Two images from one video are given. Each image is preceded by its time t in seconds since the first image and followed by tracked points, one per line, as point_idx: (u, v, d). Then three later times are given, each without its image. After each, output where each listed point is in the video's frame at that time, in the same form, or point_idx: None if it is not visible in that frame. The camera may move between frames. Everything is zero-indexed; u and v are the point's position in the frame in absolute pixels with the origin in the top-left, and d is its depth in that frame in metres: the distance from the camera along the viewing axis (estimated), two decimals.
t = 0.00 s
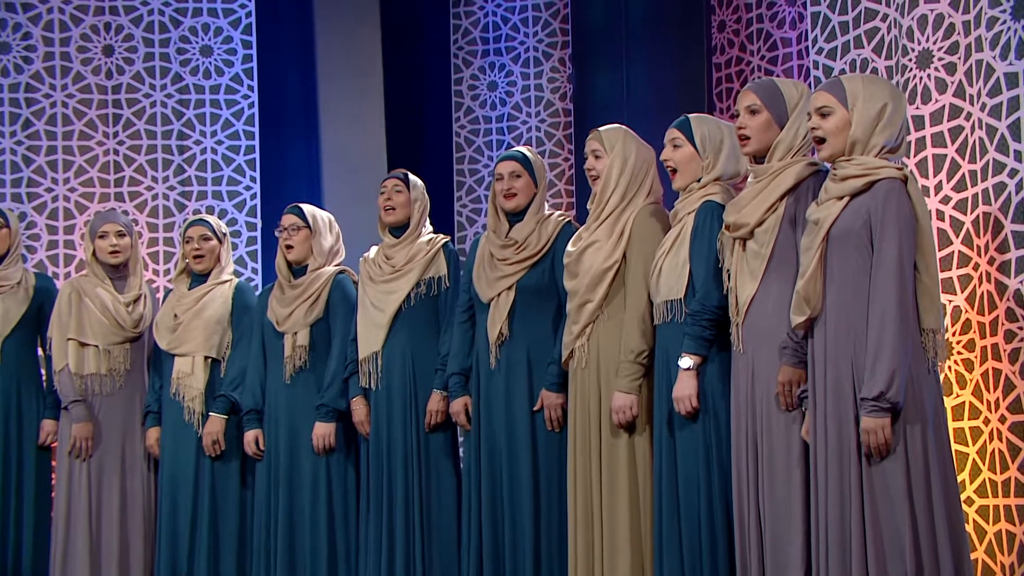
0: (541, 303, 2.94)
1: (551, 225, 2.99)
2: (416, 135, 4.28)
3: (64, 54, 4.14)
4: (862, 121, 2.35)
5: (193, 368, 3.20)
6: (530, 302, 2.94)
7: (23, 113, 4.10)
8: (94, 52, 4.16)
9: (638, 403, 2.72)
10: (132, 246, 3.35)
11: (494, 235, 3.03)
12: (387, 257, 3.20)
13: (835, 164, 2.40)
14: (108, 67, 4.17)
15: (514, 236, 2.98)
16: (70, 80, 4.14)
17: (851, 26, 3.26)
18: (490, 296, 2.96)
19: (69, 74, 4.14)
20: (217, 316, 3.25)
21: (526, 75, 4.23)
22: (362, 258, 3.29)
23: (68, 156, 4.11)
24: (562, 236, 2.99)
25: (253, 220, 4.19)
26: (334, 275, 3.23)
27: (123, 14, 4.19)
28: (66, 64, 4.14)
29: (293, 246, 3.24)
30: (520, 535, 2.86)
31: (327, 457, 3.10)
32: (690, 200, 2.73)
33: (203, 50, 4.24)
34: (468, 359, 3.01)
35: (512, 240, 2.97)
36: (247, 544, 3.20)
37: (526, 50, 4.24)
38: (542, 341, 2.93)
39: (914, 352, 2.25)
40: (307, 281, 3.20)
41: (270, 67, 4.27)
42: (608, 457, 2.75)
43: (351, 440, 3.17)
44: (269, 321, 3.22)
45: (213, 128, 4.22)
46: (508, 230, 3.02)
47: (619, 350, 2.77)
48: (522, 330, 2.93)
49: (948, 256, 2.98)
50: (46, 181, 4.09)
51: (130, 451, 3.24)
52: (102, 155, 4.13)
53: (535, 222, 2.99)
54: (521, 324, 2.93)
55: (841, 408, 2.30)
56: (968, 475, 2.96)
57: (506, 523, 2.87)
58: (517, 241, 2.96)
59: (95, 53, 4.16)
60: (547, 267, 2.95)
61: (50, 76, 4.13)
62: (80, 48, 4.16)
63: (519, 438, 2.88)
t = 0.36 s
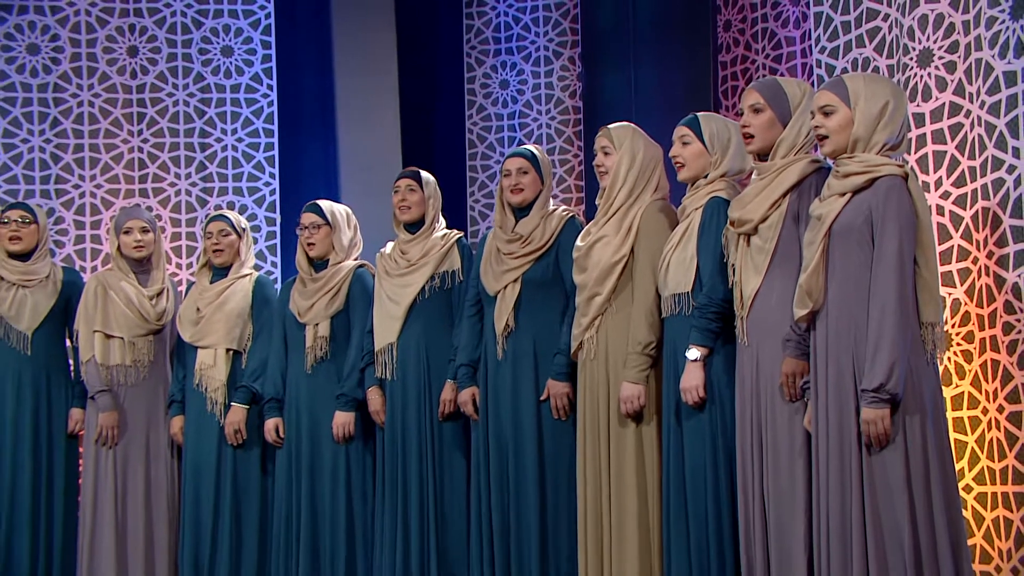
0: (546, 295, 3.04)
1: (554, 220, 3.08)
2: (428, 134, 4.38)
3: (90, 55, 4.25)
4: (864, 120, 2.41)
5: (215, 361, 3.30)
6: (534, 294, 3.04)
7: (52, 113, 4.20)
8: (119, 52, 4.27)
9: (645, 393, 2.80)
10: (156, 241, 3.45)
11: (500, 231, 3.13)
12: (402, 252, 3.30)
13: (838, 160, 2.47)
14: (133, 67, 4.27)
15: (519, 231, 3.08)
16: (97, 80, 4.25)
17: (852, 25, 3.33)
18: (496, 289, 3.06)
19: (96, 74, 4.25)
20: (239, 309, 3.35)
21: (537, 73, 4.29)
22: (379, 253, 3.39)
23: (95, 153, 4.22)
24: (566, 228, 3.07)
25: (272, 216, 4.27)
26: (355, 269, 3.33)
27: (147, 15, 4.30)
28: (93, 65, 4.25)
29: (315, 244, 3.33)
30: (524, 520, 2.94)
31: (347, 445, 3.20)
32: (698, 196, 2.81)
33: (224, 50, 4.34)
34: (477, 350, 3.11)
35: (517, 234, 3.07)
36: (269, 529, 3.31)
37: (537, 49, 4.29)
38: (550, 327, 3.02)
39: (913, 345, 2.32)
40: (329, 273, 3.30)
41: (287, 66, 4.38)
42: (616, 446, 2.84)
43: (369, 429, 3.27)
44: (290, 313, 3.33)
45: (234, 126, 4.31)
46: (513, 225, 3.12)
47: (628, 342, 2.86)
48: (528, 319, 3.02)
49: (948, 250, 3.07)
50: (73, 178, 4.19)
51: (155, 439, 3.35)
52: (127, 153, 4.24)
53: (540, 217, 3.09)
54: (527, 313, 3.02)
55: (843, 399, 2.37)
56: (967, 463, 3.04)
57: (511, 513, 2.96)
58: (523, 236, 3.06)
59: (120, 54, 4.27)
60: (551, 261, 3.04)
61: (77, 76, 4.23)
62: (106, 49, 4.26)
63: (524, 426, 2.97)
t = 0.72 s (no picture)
0: (545, 284, 3.13)
1: (557, 212, 3.17)
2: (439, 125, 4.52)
3: (113, 52, 4.33)
4: (864, 115, 2.48)
5: (234, 350, 3.40)
6: (535, 284, 3.13)
7: (75, 108, 4.29)
8: (141, 49, 4.34)
9: (650, 380, 2.88)
10: (176, 233, 3.56)
11: (504, 222, 3.22)
12: (413, 243, 3.39)
13: (838, 154, 2.54)
14: (153, 64, 4.35)
15: (522, 222, 3.16)
16: (119, 77, 4.32)
17: (852, 22, 3.41)
18: (498, 279, 3.16)
19: (118, 71, 4.33)
20: (257, 300, 3.45)
21: (546, 68, 4.37)
22: (391, 244, 3.48)
23: (117, 148, 4.30)
24: (567, 222, 3.15)
25: (289, 208, 4.33)
26: (369, 259, 3.43)
27: (167, 13, 4.36)
28: (116, 61, 4.33)
29: (331, 237, 3.43)
30: (526, 503, 3.04)
31: (362, 430, 3.31)
32: (701, 188, 2.88)
33: (242, 47, 4.39)
34: (484, 340, 3.20)
35: (520, 226, 3.16)
36: (287, 511, 3.42)
37: (546, 44, 4.38)
38: (549, 317, 3.12)
39: (911, 334, 2.39)
40: (344, 264, 3.40)
41: (302, 63, 4.51)
42: (621, 431, 2.93)
43: (383, 415, 3.38)
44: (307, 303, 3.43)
45: (251, 121, 4.37)
46: (517, 216, 3.20)
47: (632, 330, 2.94)
48: (530, 308, 3.12)
49: (946, 241, 3.15)
50: (97, 171, 4.28)
51: (176, 425, 3.46)
52: (149, 146, 4.32)
53: (543, 208, 3.17)
54: (529, 302, 3.12)
55: (842, 387, 2.44)
56: (963, 448, 3.13)
57: (512, 496, 3.05)
58: (524, 227, 3.14)
59: (141, 51, 4.34)
60: (552, 250, 3.14)
61: (100, 73, 4.32)
62: (128, 47, 4.34)
63: (524, 411, 3.06)
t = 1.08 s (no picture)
0: (544, 276, 3.21)
1: (559, 204, 3.26)
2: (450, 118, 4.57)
3: (135, 50, 4.45)
4: (863, 111, 2.55)
5: (250, 340, 3.49)
6: (535, 278, 3.21)
7: (98, 104, 4.41)
8: (161, 47, 4.47)
9: (653, 369, 2.96)
10: (196, 226, 3.66)
11: (510, 216, 3.32)
12: (423, 236, 3.47)
13: (838, 150, 2.62)
14: (173, 61, 4.47)
15: (525, 216, 3.27)
16: (140, 74, 4.45)
17: (852, 19, 3.50)
18: (503, 271, 3.28)
19: (139, 68, 4.45)
20: (272, 290, 3.54)
21: (553, 64, 4.45)
22: (401, 236, 3.57)
23: (139, 143, 4.42)
24: (570, 212, 3.23)
25: (304, 201, 4.46)
26: (382, 252, 3.53)
27: (186, 12, 4.49)
28: (137, 59, 4.45)
29: (345, 230, 3.53)
30: (527, 489, 3.13)
31: (375, 417, 3.41)
32: (702, 183, 2.97)
33: (258, 45, 4.52)
34: (493, 331, 3.30)
35: (522, 220, 3.26)
36: (303, 496, 3.53)
37: (553, 41, 4.45)
38: (550, 308, 3.18)
39: (908, 325, 2.48)
40: (358, 257, 3.51)
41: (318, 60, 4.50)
42: (625, 418, 3.00)
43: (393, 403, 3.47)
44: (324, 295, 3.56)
45: (267, 116, 4.50)
46: (523, 209, 3.30)
47: (636, 321, 3.01)
48: (532, 298, 3.20)
49: (942, 234, 3.24)
50: (119, 166, 4.40)
51: (196, 412, 3.56)
52: (169, 142, 4.44)
53: (545, 202, 3.26)
54: (531, 292, 3.20)
55: (841, 377, 2.53)
56: (959, 435, 3.22)
57: (514, 483, 3.14)
58: (527, 221, 3.24)
59: (162, 49, 4.47)
60: (553, 242, 3.23)
61: (122, 70, 4.44)
62: (149, 45, 4.46)
63: (527, 397, 3.14)
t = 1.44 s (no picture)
0: (547, 270, 3.30)
1: (561, 200, 3.34)
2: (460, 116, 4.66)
3: (154, 49, 4.54)
4: (862, 110, 2.63)
5: (266, 332, 3.60)
6: (538, 273, 3.31)
7: (120, 102, 4.50)
8: (180, 46, 4.56)
9: (657, 360, 3.05)
10: (213, 220, 3.75)
11: (517, 211, 3.41)
12: (432, 229, 3.56)
13: (837, 148, 2.70)
14: (192, 60, 4.57)
15: (529, 211, 3.35)
16: (160, 73, 4.54)
17: (851, 18, 3.59)
18: (508, 265, 3.37)
19: (159, 67, 4.54)
20: (286, 282, 3.63)
21: (561, 62, 4.53)
22: (412, 230, 3.65)
23: (158, 140, 4.52)
24: (573, 208, 3.31)
25: (319, 196, 4.57)
26: (395, 245, 3.63)
27: (204, 12, 4.58)
28: (156, 58, 4.54)
29: (359, 225, 3.64)
30: (530, 475, 3.23)
31: (388, 405, 3.52)
32: (704, 178, 3.05)
33: (274, 44, 4.61)
34: (501, 322, 3.38)
35: (527, 215, 3.34)
36: (318, 482, 3.64)
37: (560, 39, 4.54)
38: (553, 300, 3.29)
39: (905, 317, 2.56)
40: (371, 250, 3.61)
41: (330, 60, 4.63)
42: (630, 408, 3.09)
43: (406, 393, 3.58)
44: (339, 288, 3.66)
45: (283, 115, 4.60)
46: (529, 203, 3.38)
47: (640, 313, 3.10)
48: (536, 290, 3.30)
49: (939, 228, 3.34)
50: (140, 162, 4.49)
51: (214, 400, 3.67)
52: (187, 138, 4.54)
53: (549, 197, 3.34)
54: (535, 285, 3.30)
55: (839, 367, 2.61)
56: (954, 423, 3.31)
57: (518, 468, 3.24)
58: (530, 217, 3.33)
59: (180, 49, 4.56)
60: (556, 236, 3.31)
61: (143, 69, 4.53)
62: (168, 44, 4.55)
63: (531, 383, 3.24)
